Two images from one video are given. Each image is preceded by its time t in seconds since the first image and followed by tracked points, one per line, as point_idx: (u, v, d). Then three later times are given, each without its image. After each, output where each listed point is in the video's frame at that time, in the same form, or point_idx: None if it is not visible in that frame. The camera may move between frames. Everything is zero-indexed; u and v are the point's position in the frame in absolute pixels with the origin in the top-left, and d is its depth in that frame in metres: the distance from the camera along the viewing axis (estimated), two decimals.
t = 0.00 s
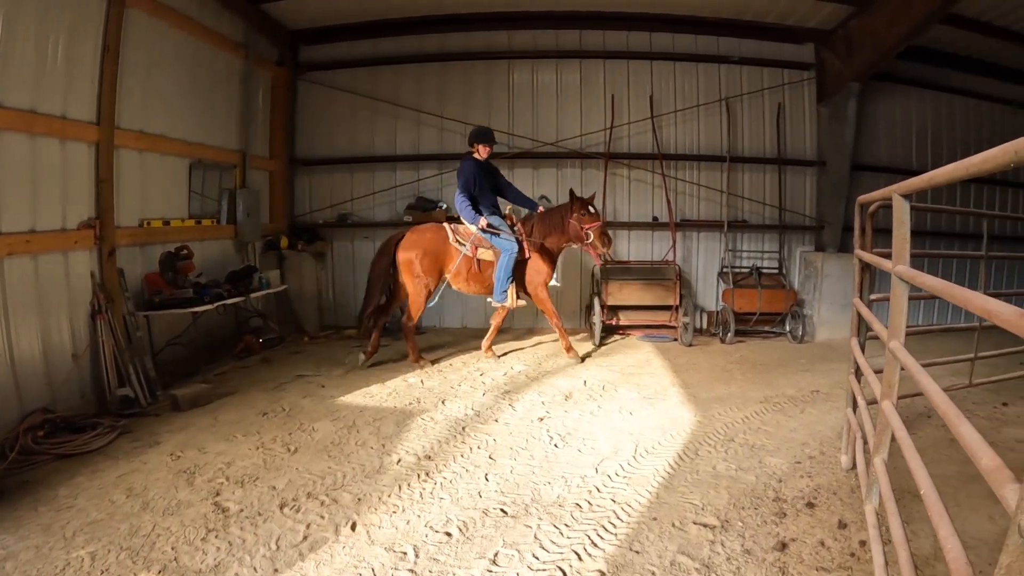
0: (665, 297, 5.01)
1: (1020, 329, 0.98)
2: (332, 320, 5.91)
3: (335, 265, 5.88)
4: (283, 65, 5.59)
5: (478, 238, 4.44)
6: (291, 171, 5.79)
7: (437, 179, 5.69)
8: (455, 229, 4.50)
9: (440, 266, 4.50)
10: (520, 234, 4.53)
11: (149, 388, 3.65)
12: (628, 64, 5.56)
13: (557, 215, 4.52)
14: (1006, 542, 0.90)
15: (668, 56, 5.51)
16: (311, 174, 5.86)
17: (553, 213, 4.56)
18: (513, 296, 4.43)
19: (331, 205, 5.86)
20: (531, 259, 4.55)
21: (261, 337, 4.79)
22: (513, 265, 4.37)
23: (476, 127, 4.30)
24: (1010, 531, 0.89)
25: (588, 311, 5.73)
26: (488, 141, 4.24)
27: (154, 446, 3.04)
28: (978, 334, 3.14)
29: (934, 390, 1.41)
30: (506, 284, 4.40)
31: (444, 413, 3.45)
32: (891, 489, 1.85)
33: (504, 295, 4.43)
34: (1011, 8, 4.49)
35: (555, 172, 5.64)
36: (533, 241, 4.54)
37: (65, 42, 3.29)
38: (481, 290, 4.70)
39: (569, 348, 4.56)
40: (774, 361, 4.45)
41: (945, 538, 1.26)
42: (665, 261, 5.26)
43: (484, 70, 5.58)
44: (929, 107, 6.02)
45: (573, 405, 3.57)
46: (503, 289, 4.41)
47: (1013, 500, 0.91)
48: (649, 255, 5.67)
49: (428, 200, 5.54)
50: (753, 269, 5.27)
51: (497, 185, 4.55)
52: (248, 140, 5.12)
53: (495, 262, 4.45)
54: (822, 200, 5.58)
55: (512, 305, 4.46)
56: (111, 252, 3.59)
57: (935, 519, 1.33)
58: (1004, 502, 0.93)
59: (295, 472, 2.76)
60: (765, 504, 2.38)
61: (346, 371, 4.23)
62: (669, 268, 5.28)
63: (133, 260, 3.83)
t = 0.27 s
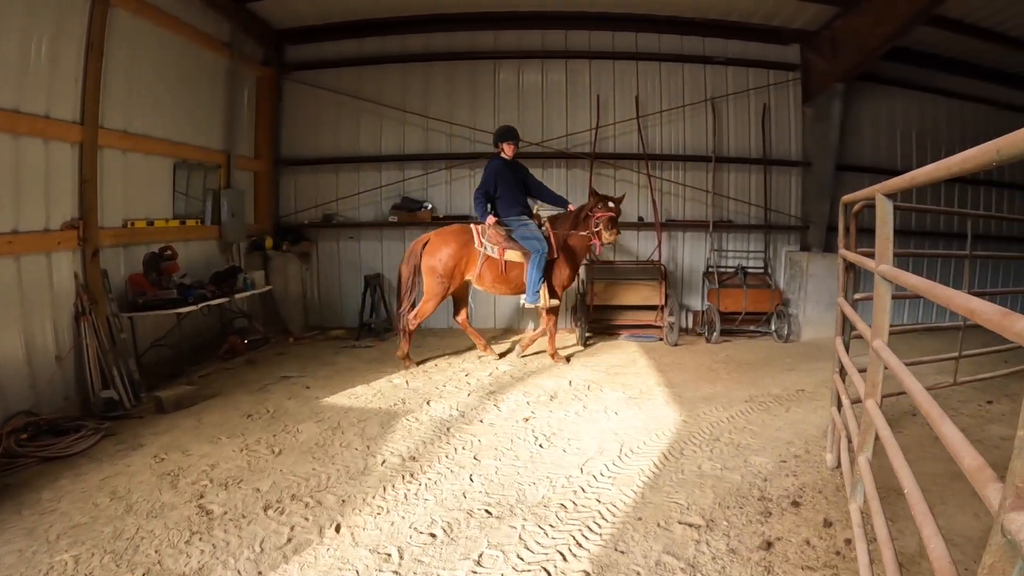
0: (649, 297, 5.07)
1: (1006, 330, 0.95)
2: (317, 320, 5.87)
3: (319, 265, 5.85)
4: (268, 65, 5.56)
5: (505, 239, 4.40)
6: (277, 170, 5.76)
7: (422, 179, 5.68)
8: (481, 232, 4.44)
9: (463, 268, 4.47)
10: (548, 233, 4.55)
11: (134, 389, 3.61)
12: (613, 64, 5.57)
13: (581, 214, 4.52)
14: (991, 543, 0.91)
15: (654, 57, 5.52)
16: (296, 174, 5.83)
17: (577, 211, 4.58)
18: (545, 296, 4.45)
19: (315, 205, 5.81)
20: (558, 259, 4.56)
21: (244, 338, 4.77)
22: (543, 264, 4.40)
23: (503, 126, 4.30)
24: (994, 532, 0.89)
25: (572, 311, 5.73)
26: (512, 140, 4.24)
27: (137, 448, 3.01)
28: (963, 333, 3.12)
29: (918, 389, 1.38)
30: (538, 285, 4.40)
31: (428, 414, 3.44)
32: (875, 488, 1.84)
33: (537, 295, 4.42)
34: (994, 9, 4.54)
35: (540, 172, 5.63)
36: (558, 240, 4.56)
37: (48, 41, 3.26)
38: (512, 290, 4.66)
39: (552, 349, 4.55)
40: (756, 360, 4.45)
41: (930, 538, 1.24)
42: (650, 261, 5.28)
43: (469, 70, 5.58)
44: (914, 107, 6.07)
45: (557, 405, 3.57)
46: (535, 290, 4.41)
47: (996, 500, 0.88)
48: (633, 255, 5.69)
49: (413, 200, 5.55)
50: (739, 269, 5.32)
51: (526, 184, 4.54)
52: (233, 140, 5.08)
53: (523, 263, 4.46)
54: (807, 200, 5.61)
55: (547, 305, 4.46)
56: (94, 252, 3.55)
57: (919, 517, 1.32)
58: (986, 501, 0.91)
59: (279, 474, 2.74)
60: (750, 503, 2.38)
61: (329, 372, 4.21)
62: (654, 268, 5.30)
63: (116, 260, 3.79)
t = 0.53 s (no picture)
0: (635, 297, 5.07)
1: (986, 331, 0.93)
2: (301, 322, 5.84)
3: (305, 266, 5.83)
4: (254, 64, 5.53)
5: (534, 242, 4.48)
6: (262, 171, 5.73)
7: (407, 179, 5.66)
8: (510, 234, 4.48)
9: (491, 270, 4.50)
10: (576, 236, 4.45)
11: (118, 392, 3.57)
12: (599, 64, 5.57)
13: (609, 217, 4.40)
14: (971, 542, 0.88)
15: (639, 57, 5.53)
16: (280, 174, 5.79)
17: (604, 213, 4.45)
18: (576, 300, 4.32)
19: (300, 205, 5.78)
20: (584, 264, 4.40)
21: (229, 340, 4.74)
22: (569, 268, 4.29)
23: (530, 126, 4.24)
24: (975, 532, 0.86)
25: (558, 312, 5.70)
26: (537, 140, 4.20)
27: (121, 451, 2.98)
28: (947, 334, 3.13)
29: (899, 389, 1.38)
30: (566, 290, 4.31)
31: (413, 415, 3.43)
32: (859, 488, 1.85)
33: (567, 298, 4.32)
34: (978, 11, 4.58)
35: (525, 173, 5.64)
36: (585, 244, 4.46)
37: (31, 40, 3.23)
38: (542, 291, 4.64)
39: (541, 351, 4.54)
40: (741, 360, 4.46)
41: (911, 539, 1.24)
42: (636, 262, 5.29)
43: (455, 70, 5.57)
44: (898, 108, 6.12)
45: (542, 405, 3.57)
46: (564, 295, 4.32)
47: (977, 501, 0.87)
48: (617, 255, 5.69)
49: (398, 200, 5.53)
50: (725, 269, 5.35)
51: (554, 185, 4.49)
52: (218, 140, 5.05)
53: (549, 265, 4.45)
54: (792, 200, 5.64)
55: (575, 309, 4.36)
56: (78, 254, 3.52)
57: (902, 517, 1.31)
58: (966, 502, 0.90)
59: (264, 476, 2.72)
60: (734, 502, 2.38)
61: (312, 373, 4.18)
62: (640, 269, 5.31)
63: (100, 261, 3.76)
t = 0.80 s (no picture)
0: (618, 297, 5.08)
1: (968, 329, 0.92)
2: (287, 323, 5.82)
3: (289, 266, 5.80)
4: (238, 64, 5.50)
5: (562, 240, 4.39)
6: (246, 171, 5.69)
7: (392, 179, 5.65)
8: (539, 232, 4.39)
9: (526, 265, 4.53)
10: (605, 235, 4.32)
11: (102, 394, 3.53)
12: (584, 64, 5.58)
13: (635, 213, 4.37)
14: (954, 540, 0.86)
15: (625, 57, 5.54)
16: (265, 174, 5.76)
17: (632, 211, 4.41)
18: (600, 300, 4.19)
19: (284, 206, 5.76)
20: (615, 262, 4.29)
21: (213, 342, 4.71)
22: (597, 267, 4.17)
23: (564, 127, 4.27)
24: (958, 529, 0.85)
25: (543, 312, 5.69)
26: (570, 139, 4.23)
27: (105, 454, 2.95)
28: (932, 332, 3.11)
29: (881, 387, 1.37)
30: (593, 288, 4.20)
31: (397, 415, 3.42)
32: (843, 486, 1.84)
33: (590, 299, 4.20)
34: (961, 11, 4.63)
35: (510, 173, 5.65)
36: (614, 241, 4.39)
37: (14, 39, 3.19)
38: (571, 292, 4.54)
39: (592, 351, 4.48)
40: (726, 359, 4.49)
41: (895, 536, 1.22)
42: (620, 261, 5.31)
43: (439, 70, 5.57)
44: (882, 108, 6.17)
45: (528, 405, 3.57)
46: (591, 293, 4.21)
47: (960, 500, 0.86)
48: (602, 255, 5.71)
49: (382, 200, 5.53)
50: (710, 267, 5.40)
51: (587, 186, 4.47)
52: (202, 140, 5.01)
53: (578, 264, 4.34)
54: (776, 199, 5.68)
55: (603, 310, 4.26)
56: (61, 255, 3.49)
57: (884, 515, 1.30)
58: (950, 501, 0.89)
59: (248, 478, 2.70)
60: (719, 501, 2.39)
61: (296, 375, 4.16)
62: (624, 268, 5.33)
63: (83, 263, 3.73)
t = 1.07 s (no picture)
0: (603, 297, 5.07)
1: (950, 327, 0.90)
2: (272, 323, 5.80)
3: (274, 267, 5.77)
4: (223, 62, 5.46)
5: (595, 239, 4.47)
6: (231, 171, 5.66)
7: (377, 178, 5.63)
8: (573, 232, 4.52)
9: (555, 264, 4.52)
10: (637, 231, 4.35)
11: (86, 396, 3.50)
12: (569, 64, 5.59)
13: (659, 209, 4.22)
14: (938, 539, 0.85)
15: (610, 57, 5.55)
16: (249, 174, 5.73)
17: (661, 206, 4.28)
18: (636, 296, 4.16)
19: (269, 206, 5.73)
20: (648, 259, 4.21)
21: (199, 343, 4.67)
22: (630, 262, 4.18)
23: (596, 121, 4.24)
24: (943, 529, 0.84)
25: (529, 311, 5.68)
26: (605, 134, 4.18)
27: (89, 456, 2.92)
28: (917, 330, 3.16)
29: (865, 387, 1.37)
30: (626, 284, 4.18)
31: (382, 416, 3.41)
32: (828, 485, 1.84)
33: (626, 295, 4.19)
34: (945, 12, 4.68)
35: (496, 172, 5.65)
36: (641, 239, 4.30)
37: None
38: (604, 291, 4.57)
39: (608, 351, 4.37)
40: (712, 358, 4.51)
41: (879, 534, 1.23)
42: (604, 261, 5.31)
43: (425, 70, 5.56)
44: (868, 109, 6.22)
45: (513, 405, 3.57)
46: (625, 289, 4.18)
47: (944, 498, 0.85)
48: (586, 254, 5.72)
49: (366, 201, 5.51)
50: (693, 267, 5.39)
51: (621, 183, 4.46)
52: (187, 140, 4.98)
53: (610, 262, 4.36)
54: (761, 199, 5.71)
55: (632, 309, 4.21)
56: (45, 256, 3.45)
57: (869, 514, 1.30)
58: (934, 500, 0.88)
59: (233, 480, 2.68)
60: (705, 500, 2.39)
61: (281, 376, 4.13)
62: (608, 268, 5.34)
63: (67, 263, 3.69)
